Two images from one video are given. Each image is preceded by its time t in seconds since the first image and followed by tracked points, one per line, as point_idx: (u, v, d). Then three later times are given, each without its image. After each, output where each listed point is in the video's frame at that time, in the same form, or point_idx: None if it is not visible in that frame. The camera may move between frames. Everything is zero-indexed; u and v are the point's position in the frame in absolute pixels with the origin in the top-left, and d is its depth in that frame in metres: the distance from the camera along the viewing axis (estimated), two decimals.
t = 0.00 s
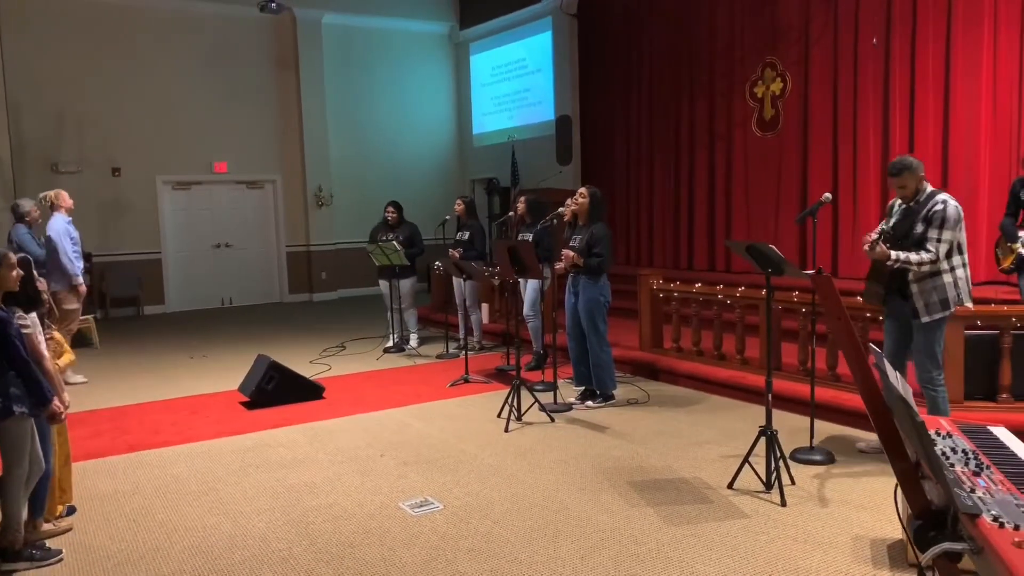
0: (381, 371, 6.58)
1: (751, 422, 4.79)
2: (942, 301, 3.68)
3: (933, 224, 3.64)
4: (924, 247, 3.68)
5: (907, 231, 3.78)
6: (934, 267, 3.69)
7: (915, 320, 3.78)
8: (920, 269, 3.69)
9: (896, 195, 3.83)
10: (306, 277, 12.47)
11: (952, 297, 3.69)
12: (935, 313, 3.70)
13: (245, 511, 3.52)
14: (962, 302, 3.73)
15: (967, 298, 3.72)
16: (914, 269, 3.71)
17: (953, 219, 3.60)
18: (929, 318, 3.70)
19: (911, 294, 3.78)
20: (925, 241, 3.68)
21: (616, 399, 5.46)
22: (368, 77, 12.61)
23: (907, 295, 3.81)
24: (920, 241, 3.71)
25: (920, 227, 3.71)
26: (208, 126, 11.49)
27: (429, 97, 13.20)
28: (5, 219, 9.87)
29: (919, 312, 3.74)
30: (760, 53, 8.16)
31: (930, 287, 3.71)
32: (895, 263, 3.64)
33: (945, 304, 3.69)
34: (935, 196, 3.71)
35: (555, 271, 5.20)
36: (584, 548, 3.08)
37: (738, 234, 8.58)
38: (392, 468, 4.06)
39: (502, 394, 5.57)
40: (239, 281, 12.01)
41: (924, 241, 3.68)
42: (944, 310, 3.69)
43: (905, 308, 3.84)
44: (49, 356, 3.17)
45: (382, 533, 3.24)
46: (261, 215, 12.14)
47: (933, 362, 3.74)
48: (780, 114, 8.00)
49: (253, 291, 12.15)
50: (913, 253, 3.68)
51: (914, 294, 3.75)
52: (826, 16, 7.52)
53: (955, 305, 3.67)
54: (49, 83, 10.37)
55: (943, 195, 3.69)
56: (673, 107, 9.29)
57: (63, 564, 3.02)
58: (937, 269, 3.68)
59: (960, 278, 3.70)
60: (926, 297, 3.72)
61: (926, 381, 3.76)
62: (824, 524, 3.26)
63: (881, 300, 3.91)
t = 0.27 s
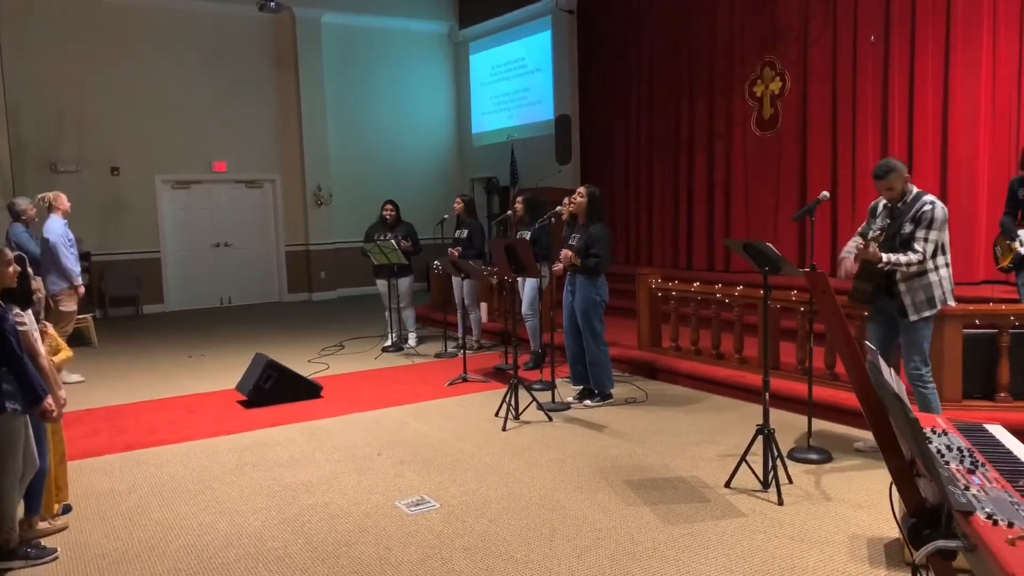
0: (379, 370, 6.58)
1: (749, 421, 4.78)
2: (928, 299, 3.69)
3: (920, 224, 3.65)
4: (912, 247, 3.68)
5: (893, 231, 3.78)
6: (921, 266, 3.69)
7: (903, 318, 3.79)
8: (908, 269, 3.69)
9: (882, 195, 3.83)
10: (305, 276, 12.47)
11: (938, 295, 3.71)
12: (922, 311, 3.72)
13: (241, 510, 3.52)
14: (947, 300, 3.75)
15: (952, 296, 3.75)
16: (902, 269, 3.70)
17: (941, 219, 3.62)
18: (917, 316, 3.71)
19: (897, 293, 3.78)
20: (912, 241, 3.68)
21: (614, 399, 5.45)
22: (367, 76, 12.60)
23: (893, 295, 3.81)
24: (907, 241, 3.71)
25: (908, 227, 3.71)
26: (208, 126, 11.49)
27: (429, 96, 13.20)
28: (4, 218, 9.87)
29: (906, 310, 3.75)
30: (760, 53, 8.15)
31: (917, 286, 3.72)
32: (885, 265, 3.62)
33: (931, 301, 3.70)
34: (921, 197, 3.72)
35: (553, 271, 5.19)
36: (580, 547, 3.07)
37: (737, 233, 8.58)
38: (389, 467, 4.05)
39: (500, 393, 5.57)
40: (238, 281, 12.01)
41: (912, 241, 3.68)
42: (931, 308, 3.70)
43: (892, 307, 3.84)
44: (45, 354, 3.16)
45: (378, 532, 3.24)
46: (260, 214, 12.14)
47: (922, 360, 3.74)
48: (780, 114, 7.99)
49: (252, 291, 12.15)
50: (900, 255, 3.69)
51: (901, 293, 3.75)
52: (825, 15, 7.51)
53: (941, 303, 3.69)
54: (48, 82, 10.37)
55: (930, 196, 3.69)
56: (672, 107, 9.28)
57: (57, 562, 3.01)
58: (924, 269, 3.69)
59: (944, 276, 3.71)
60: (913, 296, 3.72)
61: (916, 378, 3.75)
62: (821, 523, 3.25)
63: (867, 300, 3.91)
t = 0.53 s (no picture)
0: (379, 371, 6.57)
1: (749, 422, 4.78)
2: (920, 298, 3.71)
3: (914, 224, 3.65)
4: (905, 246, 3.68)
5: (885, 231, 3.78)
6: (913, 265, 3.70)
7: (896, 317, 3.80)
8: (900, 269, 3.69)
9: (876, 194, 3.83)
10: (305, 277, 12.47)
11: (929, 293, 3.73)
12: (915, 309, 3.74)
13: (240, 511, 3.52)
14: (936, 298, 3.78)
15: (941, 293, 3.77)
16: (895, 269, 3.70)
17: (934, 219, 3.63)
18: (910, 314, 3.73)
19: (890, 292, 3.78)
20: (905, 240, 3.69)
21: (614, 400, 5.45)
22: (367, 76, 12.60)
23: (886, 294, 3.81)
24: (900, 240, 3.71)
25: (901, 226, 3.71)
26: (207, 126, 11.49)
27: (428, 96, 13.19)
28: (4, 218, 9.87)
29: (899, 308, 3.76)
30: (759, 54, 8.15)
31: (909, 284, 3.73)
32: (880, 265, 3.61)
33: (923, 299, 3.72)
34: (913, 197, 3.73)
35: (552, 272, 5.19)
36: (579, 549, 3.07)
37: (737, 234, 8.58)
38: (389, 468, 4.05)
39: (500, 394, 5.57)
40: (237, 281, 12.01)
41: (905, 240, 3.69)
42: (923, 306, 3.73)
43: (884, 306, 3.84)
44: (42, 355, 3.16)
45: (377, 533, 3.24)
46: (260, 215, 12.14)
47: (916, 358, 3.75)
48: (779, 115, 7.99)
49: (252, 291, 12.15)
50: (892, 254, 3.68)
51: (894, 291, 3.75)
52: (825, 16, 7.51)
53: (933, 301, 3.71)
54: (47, 83, 10.37)
55: (922, 195, 3.71)
56: (672, 107, 9.28)
57: (56, 564, 3.01)
58: (916, 267, 3.69)
59: (935, 274, 3.73)
60: (906, 294, 3.73)
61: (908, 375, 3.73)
62: (820, 525, 3.26)
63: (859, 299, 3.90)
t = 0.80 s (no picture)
0: (379, 371, 6.58)
1: (749, 422, 4.79)
2: (920, 294, 3.71)
3: (910, 221, 3.68)
4: (903, 244, 3.69)
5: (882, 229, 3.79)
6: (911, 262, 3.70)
7: (896, 315, 3.79)
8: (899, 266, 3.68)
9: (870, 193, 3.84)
10: (305, 277, 12.48)
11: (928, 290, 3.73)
12: (914, 306, 3.73)
13: (241, 511, 3.52)
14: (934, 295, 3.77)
15: (939, 291, 3.78)
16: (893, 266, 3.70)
17: (930, 216, 3.67)
18: (911, 311, 3.72)
19: (890, 289, 3.77)
20: (903, 237, 3.70)
21: (614, 400, 5.46)
22: (368, 76, 12.60)
23: (885, 292, 3.80)
24: (897, 238, 3.73)
25: (898, 224, 3.72)
26: (208, 126, 11.50)
27: (429, 96, 13.20)
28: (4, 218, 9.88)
29: (899, 306, 3.75)
30: (759, 54, 8.16)
31: (908, 282, 3.72)
32: (880, 262, 3.62)
33: (922, 297, 3.72)
34: (907, 195, 3.76)
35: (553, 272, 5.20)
36: (580, 549, 3.08)
37: (736, 234, 8.59)
38: (390, 468, 4.06)
39: (501, 394, 5.57)
40: (238, 281, 12.02)
41: (902, 238, 3.70)
42: (922, 303, 3.72)
43: (883, 304, 3.84)
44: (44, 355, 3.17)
45: (379, 533, 3.24)
46: (260, 215, 12.15)
47: (915, 355, 3.76)
48: (779, 115, 8.00)
49: (252, 291, 12.15)
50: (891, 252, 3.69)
51: (893, 289, 3.74)
52: (825, 16, 7.52)
53: (932, 298, 3.72)
54: (48, 83, 10.38)
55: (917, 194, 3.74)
56: (672, 107, 9.29)
57: (58, 564, 3.02)
58: (914, 265, 3.70)
59: (933, 272, 3.74)
60: (906, 291, 3.72)
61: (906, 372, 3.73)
62: (820, 525, 3.26)
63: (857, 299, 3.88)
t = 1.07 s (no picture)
0: (380, 371, 6.59)
1: (749, 422, 4.81)
2: (920, 295, 3.73)
3: (910, 222, 3.70)
4: (902, 245, 3.71)
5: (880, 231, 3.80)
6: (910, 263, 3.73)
7: (896, 316, 3.81)
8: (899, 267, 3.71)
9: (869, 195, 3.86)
10: (305, 277, 12.49)
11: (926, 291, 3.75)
12: (914, 307, 3.76)
13: (245, 510, 3.54)
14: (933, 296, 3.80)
15: (938, 291, 3.80)
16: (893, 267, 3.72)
17: (928, 217, 3.69)
18: (911, 312, 3.74)
19: (889, 290, 3.79)
20: (902, 239, 3.72)
21: (615, 400, 5.47)
22: (367, 77, 12.61)
23: (885, 292, 3.82)
24: (897, 239, 3.74)
25: (897, 225, 3.74)
26: (208, 127, 11.51)
27: (428, 97, 13.21)
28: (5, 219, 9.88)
29: (899, 306, 3.76)
30: (759, 54, 8.18)
31: (908, 282, 3.74)
32: (880, 263, 3.64)
33: (922, 297, 3.74)
34: (906, 197, 3.78)
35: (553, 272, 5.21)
36: (582, 548, 3.09)
37: (736, 234, 8.61)
38: (392, 467, 4.08)
39: (501, 394, 5.59)
40: (238, 282, 12.03)
41: (902, 239, 3.72)
42: (921, 303, 3.75)
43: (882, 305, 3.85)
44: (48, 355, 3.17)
45: (382, 532, 3.26)
46: (260, 216, 12.16)
47: (914, 356, 3.78)
48: (779, 116, 8.02)
49: (252, 291, 12.16)
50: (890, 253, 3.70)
51: (893, 289, 3.76)
52: (824, 17, 7.54)
53: (931, 299, 3.74)
54: (48, 84, 10.38)
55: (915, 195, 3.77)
56: (672, 108, 9.31)
57: (63, 563, 3.03)
58: (914, 265, 3.72)
59: (931, 273, 3.77)
60: (906, 292, 3.74)
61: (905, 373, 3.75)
62: (821, 524, 3.28)
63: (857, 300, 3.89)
